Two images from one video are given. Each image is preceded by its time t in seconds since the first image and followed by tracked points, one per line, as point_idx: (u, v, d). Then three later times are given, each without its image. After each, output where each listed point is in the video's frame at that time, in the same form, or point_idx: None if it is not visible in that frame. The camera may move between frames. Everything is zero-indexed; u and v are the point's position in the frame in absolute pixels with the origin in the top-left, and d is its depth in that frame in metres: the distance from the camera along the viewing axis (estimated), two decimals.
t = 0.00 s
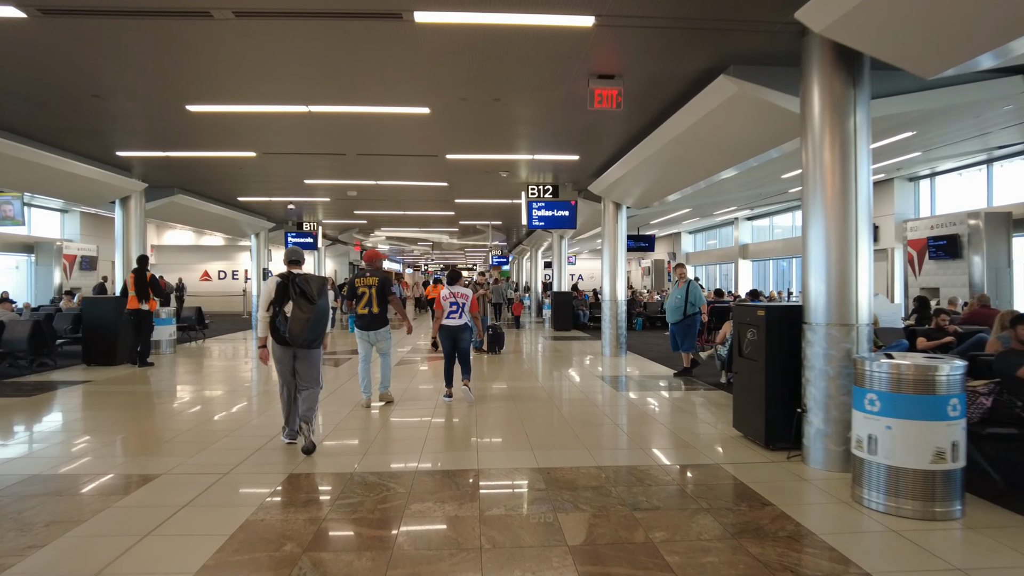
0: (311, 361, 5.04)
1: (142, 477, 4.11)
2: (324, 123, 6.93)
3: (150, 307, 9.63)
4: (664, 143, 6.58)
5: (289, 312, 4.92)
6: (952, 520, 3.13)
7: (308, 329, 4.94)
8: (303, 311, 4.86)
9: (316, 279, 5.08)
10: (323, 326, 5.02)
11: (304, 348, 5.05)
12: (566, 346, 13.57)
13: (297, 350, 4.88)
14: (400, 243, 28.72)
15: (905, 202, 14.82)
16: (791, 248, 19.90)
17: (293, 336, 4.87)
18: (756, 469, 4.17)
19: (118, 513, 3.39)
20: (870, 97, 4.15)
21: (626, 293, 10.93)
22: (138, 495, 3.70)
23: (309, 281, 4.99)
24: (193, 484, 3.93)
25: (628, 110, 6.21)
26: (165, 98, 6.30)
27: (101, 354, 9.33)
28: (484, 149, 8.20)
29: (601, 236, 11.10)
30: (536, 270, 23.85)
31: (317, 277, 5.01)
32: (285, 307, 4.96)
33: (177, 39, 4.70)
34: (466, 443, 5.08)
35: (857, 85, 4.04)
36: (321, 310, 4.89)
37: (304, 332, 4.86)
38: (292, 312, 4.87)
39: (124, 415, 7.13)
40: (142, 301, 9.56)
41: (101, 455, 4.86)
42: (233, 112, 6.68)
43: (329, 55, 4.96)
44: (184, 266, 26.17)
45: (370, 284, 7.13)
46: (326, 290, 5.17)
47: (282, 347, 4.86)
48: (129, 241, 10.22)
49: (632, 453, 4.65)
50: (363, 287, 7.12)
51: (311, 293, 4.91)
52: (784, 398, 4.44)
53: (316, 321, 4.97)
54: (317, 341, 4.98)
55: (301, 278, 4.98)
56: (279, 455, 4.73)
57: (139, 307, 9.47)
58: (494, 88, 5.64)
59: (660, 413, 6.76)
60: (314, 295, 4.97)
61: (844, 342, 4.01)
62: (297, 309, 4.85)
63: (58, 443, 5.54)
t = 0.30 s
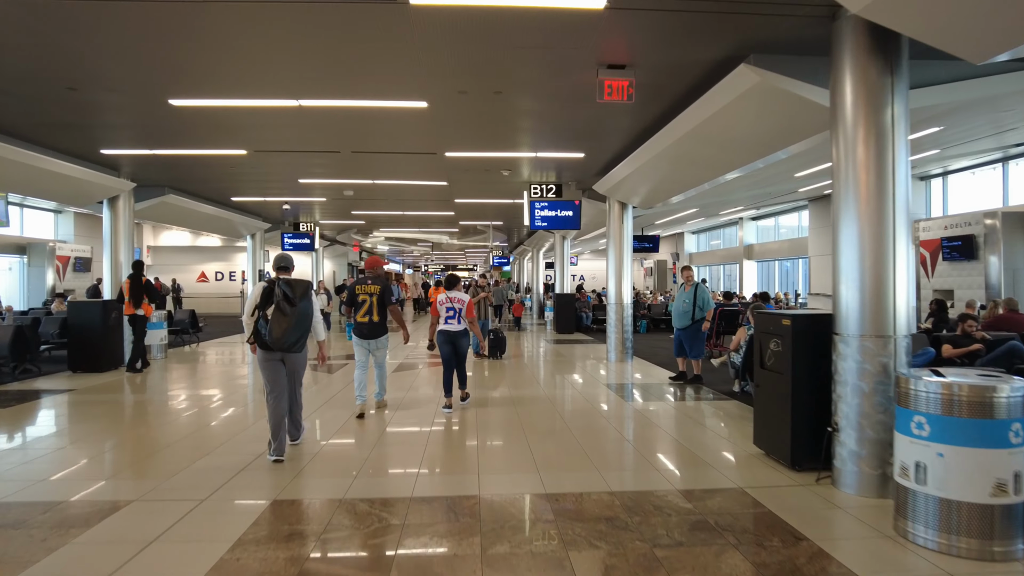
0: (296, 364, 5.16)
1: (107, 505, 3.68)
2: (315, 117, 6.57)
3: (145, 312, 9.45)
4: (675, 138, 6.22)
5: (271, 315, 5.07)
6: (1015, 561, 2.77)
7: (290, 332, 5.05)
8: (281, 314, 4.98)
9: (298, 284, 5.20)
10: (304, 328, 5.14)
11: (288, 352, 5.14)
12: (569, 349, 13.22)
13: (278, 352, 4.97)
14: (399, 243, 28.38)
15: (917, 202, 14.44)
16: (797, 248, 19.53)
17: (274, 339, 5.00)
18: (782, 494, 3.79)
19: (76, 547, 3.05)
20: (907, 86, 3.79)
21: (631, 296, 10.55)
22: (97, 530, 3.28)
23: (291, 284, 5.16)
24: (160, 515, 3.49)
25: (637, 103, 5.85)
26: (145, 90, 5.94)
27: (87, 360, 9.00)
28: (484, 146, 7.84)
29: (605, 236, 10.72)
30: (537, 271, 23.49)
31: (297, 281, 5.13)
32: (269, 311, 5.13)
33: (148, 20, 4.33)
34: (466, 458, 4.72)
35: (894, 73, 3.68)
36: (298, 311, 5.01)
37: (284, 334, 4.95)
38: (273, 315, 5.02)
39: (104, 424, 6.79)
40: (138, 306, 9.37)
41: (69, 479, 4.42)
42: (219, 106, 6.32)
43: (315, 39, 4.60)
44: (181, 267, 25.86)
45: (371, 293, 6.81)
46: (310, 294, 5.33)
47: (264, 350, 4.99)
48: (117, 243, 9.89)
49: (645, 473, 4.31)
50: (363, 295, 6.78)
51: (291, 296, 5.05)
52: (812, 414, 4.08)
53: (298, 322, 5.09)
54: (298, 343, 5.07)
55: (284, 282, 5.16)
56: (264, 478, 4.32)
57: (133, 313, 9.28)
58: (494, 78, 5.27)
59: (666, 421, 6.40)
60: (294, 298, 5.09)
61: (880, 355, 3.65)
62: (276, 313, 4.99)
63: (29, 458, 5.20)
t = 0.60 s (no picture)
0: (292, 360, 5.23)
1: (75, 523, 3.34)
2: (309, 105, 6.24)
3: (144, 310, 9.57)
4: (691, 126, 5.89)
5: (270, 312, 5.09)
6: None
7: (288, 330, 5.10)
8: (280, 313, 5.00)
9: (297, 281, 5.21)
10: (303, 326, 5.20)
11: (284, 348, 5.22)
12: (573, 349, 12.88)
13: (276, 349, 5.03)
14: (400, 242, 28.09)
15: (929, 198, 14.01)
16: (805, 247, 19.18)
17: (273, 336, 5.05)
18: (816, 507, 3.44)
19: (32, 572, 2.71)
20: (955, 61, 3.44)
21: (639, 294, 10.25)
22: (58, 553, 2.92)
23: (291, 282, 5.15)
24: (130, 537, 3.14)
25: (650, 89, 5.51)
26: (128, 76, 5.61)
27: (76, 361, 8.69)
28: (487, 137, 7.51)
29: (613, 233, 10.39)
30: (540, 270, 23.17)
31: (296, 280, 5.13)
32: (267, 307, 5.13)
33: None
34: (470, 465, 4.38)
35: (942, 46, 3.34)
36: (298, 312, 5.03)
37: (282, 333, 5.01)
38: (273, 313, 5.05)
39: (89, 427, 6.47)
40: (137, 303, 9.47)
41: (42, 490, 4.09)
42: (206, 93, 6.00)
43: (304, 17, 4.28)
44: (180, 266, 25.54)
45: (377, 287, 6.47)
46: (309, 291, 5.34)
47: (262, 346, 5.04)
48: (107, 240, 9.60)
49: (664, 482, 3.99)
50: (369, 291, 6.42)
51: (290, 295, 5.06)
52: (847, 419, 3.75)
53: (297, 321, 5.14)
54: (296, 341, 5.14)
55: (284, 280, 5.16)
56: (253, 488, 3.97)
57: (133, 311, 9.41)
58: (497, 60, 4.95)
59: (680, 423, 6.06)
60: (294, 297, 5.10)
61: (925, 356, 3.30)
62: (276, 311, 5.01)
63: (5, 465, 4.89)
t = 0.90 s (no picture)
0: (287, 367, 4.92)
1: (33, 559, 2.97)
2: (304, 96, 5.89)
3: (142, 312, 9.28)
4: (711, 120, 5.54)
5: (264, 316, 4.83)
6: None
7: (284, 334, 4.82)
8: (276, 316, 4.75)
9: (293, 285, 4.96)
10: (300, 331, 4.93)
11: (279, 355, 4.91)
12: (578, 353, 12.54)
13: (272, 354, 4.75)
14: (401, 243, 27.78)
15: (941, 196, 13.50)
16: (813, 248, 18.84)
17: (268, 340, 4.77)
18: (866, 541, 3.07)
19: None
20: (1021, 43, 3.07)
21: (651, 298, 9.88)
22: None
23: (286, 285, 4.92)
24: None
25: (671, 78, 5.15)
26: (110, 64, 5.25)
27: (61, 366, 8.33)
28: (492, 132, 7.16)
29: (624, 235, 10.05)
30: (543, 271, 22.80)
31: (292, 282, 4.89)
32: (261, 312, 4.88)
33: None
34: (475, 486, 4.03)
35: (1009, 26, 2.97)
36: (295, 314, 4.77)
37: (278, 336, 4.75)
38: (268, 317, 4.78)
39: (71, 435, 6.10)
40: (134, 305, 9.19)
41: (8, 515, 3.73)
42: (194, 83, 5.64)
43: None
44: (178, 267, 25.18)
45: (375, 293, 6.11)
46: (305, 297, 5.09)
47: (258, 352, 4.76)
48: (96, 240, 9.24)
49: (693, 508, 3.63)
50: (366, 297, 6.09)
51: (286, 297, 4.81)
52: (896, 440, 3.39)
53: (293, 325, 4.87)
54: (292, 346, 4.85)
55: (279, 283, 4.92)
56: (239, 515, 3.59)
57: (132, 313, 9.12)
58: (504, 46, 4.59)
59: (698, 434, 5.68)
60: (289, 299, 4.86)
61: (988, 372, 2.93)
62: (271, 314, 4.75)
63: None
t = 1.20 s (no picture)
0: (277, 356, 4.92)
1: None
2: (297, 79, 5.57)
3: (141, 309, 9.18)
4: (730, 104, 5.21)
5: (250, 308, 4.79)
6: None
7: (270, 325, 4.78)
8: (259, 308, 4.68)
9: (279, 275, 4.89)
10: (286, 321, 4.86)
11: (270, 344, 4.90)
12: (583, 352, 12.21)
13: (258, 345, 4.73)
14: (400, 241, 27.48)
15: (956, 193, 13.15)
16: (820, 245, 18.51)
17: (254, 332, 4.75)
18: (923, 562, 2.73)
19: None
20: None
21: (659, 295, 9.54)
22: None
23: (271, 276, 4.84)
24: None
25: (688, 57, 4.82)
26: (89, 43, 4.92)
27: (45, 365, 8.00)
28: (496, 120, 6.84)
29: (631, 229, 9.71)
30: (545, 269, 22.47)
31: (276, 273, 4.82)
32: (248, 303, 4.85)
33: None
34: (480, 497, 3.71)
35: None
36: (277, 306, 4.69)
37: (262, 328, 4.70)
38: (252, 308, 4.73)
39: (53, 437, 5.77)
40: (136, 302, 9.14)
41: None
42: (179, 64, 5.31)
43: None
44: (174, 265, 24.84)
45: (366, 285, 5.79)
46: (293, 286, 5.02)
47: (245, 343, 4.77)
48: (83, 234, 8.91)
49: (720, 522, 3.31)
50: (358, 289, 5.77)
51: (269, 288, 4.75)
52: (949, 449, 3.06)
53: (278, 316, 4.80)
54: (278, 336, 4.82)
55: (264, 274, 4.86)
56: (224, 532, 3.25)
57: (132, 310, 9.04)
58: (511, 20, 4.27)
59: (715, 437, 5.34)
60: (274, 290, 4.79)
61: None
62: (254, 307, 4.69)
63: None
